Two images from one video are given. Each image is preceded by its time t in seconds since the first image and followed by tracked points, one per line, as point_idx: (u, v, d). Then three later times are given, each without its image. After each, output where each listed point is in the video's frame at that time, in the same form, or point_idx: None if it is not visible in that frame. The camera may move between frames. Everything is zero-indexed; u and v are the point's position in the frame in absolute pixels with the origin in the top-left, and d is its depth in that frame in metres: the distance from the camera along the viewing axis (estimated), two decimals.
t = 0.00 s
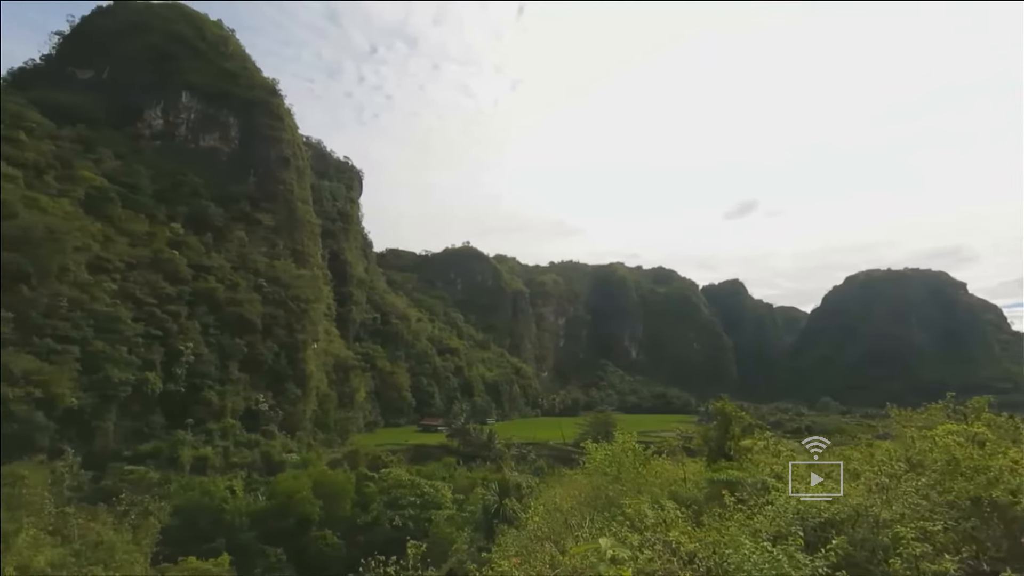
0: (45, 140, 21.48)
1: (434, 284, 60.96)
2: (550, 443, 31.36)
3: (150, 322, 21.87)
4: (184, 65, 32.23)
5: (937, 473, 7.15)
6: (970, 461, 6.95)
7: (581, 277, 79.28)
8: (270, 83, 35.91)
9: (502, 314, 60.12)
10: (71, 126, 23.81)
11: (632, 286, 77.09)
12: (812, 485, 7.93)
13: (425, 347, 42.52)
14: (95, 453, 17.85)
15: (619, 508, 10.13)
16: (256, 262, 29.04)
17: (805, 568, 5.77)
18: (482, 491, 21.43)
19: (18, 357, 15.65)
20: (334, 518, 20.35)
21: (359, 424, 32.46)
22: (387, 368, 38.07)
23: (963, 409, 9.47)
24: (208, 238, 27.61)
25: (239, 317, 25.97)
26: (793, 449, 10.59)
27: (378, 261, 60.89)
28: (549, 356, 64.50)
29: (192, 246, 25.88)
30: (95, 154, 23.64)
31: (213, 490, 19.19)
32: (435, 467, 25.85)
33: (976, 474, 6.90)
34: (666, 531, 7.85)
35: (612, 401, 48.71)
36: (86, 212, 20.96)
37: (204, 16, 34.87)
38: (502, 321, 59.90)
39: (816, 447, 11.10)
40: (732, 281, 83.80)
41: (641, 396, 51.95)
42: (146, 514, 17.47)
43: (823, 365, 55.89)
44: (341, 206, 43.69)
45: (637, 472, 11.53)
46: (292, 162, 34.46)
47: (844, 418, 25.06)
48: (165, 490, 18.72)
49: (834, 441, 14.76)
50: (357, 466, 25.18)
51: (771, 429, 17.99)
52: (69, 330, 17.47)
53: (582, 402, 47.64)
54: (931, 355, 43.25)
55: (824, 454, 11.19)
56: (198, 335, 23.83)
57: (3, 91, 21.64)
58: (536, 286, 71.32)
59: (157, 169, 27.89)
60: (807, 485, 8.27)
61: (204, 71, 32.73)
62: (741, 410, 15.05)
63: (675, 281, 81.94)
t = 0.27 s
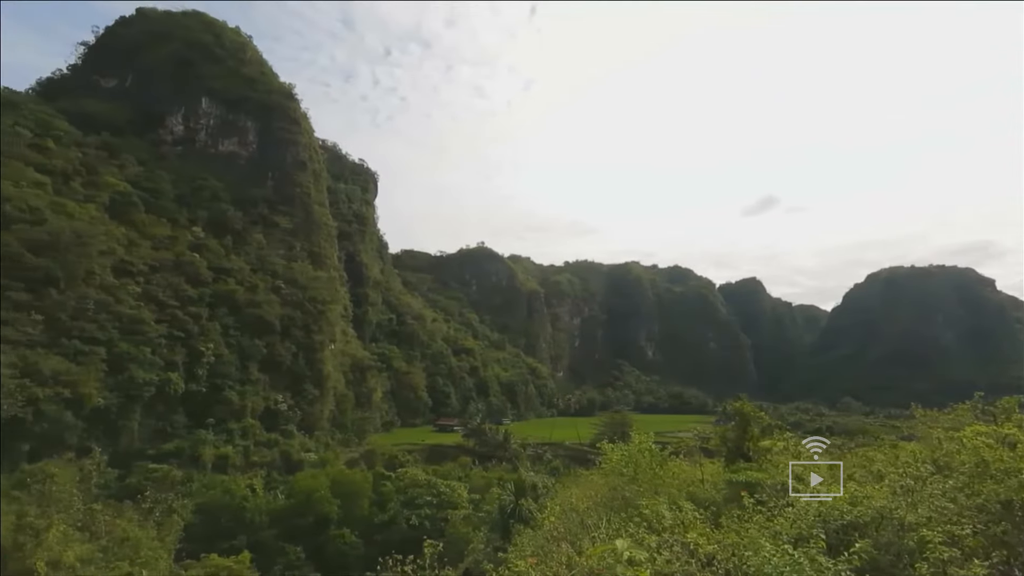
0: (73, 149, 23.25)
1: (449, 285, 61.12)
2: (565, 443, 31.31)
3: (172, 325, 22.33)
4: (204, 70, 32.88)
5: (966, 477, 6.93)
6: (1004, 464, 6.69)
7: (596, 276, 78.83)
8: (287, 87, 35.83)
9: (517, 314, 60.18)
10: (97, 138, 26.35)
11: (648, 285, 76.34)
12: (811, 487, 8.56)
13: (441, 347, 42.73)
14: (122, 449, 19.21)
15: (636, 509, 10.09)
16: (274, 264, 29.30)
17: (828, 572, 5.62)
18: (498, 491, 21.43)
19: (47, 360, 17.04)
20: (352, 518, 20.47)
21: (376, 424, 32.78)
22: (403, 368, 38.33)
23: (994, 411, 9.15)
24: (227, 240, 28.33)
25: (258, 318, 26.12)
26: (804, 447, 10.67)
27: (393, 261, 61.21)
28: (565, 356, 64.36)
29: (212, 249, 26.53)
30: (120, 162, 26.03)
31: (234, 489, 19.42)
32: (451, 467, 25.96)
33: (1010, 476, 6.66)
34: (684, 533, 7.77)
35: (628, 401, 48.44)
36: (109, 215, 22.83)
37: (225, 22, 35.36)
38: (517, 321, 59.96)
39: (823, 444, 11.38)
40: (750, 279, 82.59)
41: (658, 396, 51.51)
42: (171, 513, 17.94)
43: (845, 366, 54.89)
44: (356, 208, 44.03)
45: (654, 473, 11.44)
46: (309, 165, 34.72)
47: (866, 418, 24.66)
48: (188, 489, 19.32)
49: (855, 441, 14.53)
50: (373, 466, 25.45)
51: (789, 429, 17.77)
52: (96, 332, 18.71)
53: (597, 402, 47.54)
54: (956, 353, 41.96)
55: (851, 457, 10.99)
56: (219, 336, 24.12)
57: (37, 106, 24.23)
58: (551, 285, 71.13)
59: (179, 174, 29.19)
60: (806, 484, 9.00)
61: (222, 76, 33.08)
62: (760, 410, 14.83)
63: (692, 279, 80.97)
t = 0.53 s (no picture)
0: (89, 153, 23.67)
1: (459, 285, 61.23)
2: (576, 444, 31.26)
3: (187, 325, 22.63)
4: (217, 74, 33.35)
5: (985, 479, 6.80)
6: None
7: (606, 276, 78.55)
8: (298, 90, 36.10)
9: (526, 314, 60.21)
10: (113, 142, 26.82)
11: (658, 284, 75.90)
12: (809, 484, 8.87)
13: (451, 347, 42.88)
14: (139, 448, 19.55)
15: (647, 509, 10.04)
16: (286, 265, 29.53)
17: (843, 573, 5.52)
18: (509, 491, 21.42)
19: (66, 360, 17.00)
20: (364, 517, 20.59)
21: (387, 424, 32.98)
22: (414, 369, 38.51)
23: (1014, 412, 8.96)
24: (240, 242, 28.67)
25: (270, 319, 26.38)
26: (813, 447, 10.66)
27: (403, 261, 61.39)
28: (574, 355, 64.25)
29: (226, 250, 26.88)
30: (135, 166, 26.48)
31: (248, 489, 19.63)
32: (461, 467, 26.03)
33: None
34: (696, 534, 7.69)
35: (639, 401, 48.25)
36: (125, 218, 23.35)
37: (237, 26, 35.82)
38: (527, 321, 59.97)
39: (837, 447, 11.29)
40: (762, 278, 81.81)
41: (668, 396, 51.17)
42: (186, 512, 18.20)
43: (860, 366, 54.12)
44: (366, 209, 44.30)
45: (665, 473, 11.36)
46: (320, 167, 35.00)
47: (880, 418, 24.40)
48: (203, 488, 19.58)
49: (869, 442, 14.36)
50: (384, 465, 25.63)
51: (803, 430, 17.63)
52: (113, 334, 19.09)
53: (608, 402, 47.48)
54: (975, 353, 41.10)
55: (866, 458, 10.87)
56: (233, 336, 24.41)
57: (56, 111, 24.71)
58: (561, 285, 71.00)
59: (193, 177, 29.58)
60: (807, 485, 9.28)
61: (234, 80, 33.50)
62: (773, 410, 14.70)
63: (703, 278, 80.38)
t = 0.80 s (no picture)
0: (105, 157, 24.06)
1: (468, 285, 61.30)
2: (586, 444, 31.17)
3: (200, 326, 22.92)
4: (228, 77, 33.73)
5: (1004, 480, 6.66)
6: None
7: (616, 275, 78.24)
8: (308, 92, 36.40)
9: (536, 314, 60.16)
10: (128, 146, 27.23)
11: (668, 283, 75.41)
12: (812, 485, 9.11)
13: (460, 347, 42.97)
14: (153, 448, 19.86)
15: (658, 510, 9.98)
16: (297, 266, 29.78)
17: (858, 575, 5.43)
18: (519, 491, 21.38)
19: (84, 360, 17.14)
20: (375, 516, 20.67)
21: (397, 424, 33.17)
22: (423, 369, 38.64)
23: None
24: (251, 243, 28.97)
25: (282, 320, 26.62)
26: (814, 447, 10.86)
27: (413, 262, 61.64)
28: (584, 356, 64.07)
29: (238, 252, 27.19)
30: (148, 170, 26.84)
31: (260, 488, 19.77)
32: (471, 467, 26.05)
33: None
34: (707, 535, 7.66)
35: (650, 401, 48.00)
36: (139, 220, 23.78)
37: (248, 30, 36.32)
38: (536, 321, 59.94)
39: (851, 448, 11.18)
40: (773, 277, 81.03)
41: (679, 396, 50.80)
42: (200, 510, 18.44)
43: (876, 365, 53.19)
44: (376, 210, 44.53)
45: (676, 474, 11.27)
46: (329, 169, 35.26)
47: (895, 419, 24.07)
48: (216, 487, 19.78)
49: (885, 443, 14.14)
50: (395, 465, 25.75)
51: (816, 431, 17.44)
52: (128, 334, 19.35)
53: (618, 402, 47.30)
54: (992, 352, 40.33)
55: (880, 459, 10.74)
56: (245, 337, 24.68)
57: (72, 117, 25.16)
58: (571, 285, 70.84)
59: (205, 180, 29.96)
60: (807, 484, 9.60)
61: (245, 83, 33.89)
62: (784, 411, 14.56)
63: (713, 277, 79.77)
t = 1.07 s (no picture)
0: (116, 160, 24.37)
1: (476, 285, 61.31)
2: (594, 444, 31.12)
3: (210, 327, 23.16)
4: (238, 80, 34.03)
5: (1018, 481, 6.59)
6: None
7: (623, 275, 77.97)
8: (315, 94, 36.63)
9: (543, 314, 60.12)
10: (139, 149, 27.58)
11: (676, 283, 75.02)
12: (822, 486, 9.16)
13: (467, 348, 43.05)
14: (165, 448, 20.09)
15: (666, 511, 9.94)
16: (305, 267, 29.96)
17: None
18: (527, 491, 21.37)
19: (96, 361, 17.34)
20: (384, 516, 20.75)
21: (405, 424, 33.32)
22: (431, 369, 38.74)
23: None
24: (261, 245, 29.21)
25: (290, 320, 26.80)
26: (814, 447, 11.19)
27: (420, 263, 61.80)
28: (592, 356, 63.94)
29: (247, 253, 27.42)
30: (159, 172, 27.12)
31: (269, 487, 19.95)
32: (479, 467, 26.09)
33: None
34: (716, 536, 7.63)
35: (658, 401, 47.82)
36: (150, 222, 24.10)
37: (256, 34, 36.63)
38: (544, 321, 59.90)
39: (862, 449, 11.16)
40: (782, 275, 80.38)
41: (688, 396, 50.54)
42: (211, 509, 18.64)
43: (888, 364, 52.55)
44: (383, 211, 44.71)
45: (685, 474, 11.23)
46: (337, 170, 35.46)
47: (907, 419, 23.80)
48: (226, 486, 19.99)
49: (897, 444, 13.98)
50: (403, 465, 25.86)
51: (826, 431, 17.30)
52: (139, 335, 19.58)
53: (626, 402, 47.15)
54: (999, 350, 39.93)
55: (892, 459, 10.69)
56: (254, 338, 24.89)
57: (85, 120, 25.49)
58: (578, 285, 70.70)
59: (215, 182, 30.24)
60: (816, 485, 9.62)
61: (254, 86, 34.16)
62: (794, 411, 14.45)
63: (722, 277, 79.27)
